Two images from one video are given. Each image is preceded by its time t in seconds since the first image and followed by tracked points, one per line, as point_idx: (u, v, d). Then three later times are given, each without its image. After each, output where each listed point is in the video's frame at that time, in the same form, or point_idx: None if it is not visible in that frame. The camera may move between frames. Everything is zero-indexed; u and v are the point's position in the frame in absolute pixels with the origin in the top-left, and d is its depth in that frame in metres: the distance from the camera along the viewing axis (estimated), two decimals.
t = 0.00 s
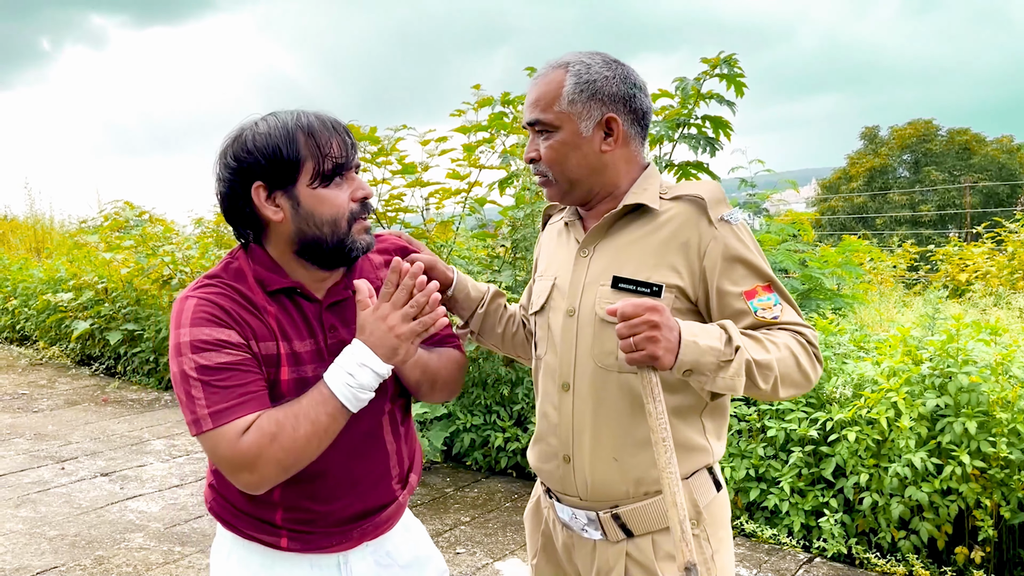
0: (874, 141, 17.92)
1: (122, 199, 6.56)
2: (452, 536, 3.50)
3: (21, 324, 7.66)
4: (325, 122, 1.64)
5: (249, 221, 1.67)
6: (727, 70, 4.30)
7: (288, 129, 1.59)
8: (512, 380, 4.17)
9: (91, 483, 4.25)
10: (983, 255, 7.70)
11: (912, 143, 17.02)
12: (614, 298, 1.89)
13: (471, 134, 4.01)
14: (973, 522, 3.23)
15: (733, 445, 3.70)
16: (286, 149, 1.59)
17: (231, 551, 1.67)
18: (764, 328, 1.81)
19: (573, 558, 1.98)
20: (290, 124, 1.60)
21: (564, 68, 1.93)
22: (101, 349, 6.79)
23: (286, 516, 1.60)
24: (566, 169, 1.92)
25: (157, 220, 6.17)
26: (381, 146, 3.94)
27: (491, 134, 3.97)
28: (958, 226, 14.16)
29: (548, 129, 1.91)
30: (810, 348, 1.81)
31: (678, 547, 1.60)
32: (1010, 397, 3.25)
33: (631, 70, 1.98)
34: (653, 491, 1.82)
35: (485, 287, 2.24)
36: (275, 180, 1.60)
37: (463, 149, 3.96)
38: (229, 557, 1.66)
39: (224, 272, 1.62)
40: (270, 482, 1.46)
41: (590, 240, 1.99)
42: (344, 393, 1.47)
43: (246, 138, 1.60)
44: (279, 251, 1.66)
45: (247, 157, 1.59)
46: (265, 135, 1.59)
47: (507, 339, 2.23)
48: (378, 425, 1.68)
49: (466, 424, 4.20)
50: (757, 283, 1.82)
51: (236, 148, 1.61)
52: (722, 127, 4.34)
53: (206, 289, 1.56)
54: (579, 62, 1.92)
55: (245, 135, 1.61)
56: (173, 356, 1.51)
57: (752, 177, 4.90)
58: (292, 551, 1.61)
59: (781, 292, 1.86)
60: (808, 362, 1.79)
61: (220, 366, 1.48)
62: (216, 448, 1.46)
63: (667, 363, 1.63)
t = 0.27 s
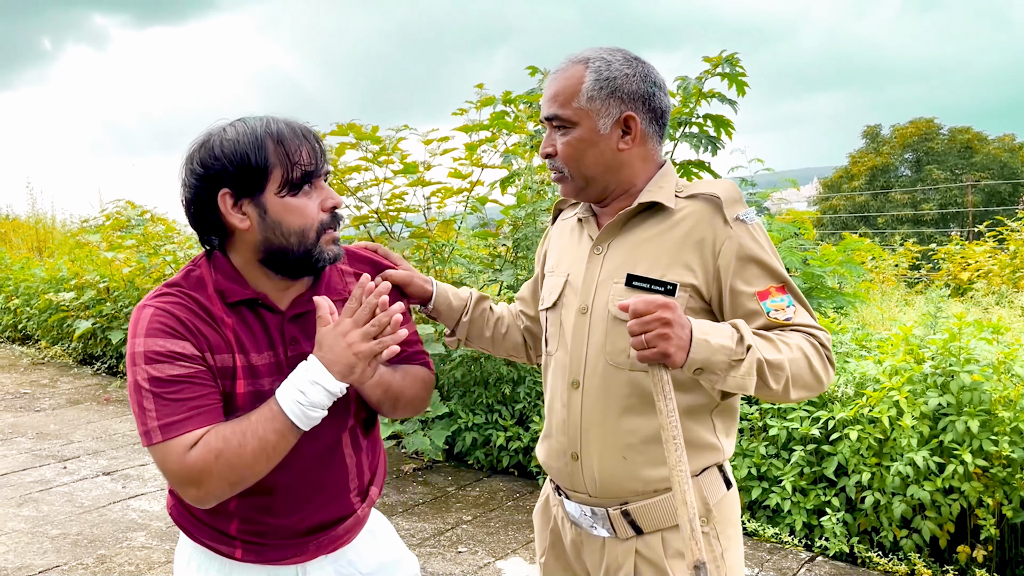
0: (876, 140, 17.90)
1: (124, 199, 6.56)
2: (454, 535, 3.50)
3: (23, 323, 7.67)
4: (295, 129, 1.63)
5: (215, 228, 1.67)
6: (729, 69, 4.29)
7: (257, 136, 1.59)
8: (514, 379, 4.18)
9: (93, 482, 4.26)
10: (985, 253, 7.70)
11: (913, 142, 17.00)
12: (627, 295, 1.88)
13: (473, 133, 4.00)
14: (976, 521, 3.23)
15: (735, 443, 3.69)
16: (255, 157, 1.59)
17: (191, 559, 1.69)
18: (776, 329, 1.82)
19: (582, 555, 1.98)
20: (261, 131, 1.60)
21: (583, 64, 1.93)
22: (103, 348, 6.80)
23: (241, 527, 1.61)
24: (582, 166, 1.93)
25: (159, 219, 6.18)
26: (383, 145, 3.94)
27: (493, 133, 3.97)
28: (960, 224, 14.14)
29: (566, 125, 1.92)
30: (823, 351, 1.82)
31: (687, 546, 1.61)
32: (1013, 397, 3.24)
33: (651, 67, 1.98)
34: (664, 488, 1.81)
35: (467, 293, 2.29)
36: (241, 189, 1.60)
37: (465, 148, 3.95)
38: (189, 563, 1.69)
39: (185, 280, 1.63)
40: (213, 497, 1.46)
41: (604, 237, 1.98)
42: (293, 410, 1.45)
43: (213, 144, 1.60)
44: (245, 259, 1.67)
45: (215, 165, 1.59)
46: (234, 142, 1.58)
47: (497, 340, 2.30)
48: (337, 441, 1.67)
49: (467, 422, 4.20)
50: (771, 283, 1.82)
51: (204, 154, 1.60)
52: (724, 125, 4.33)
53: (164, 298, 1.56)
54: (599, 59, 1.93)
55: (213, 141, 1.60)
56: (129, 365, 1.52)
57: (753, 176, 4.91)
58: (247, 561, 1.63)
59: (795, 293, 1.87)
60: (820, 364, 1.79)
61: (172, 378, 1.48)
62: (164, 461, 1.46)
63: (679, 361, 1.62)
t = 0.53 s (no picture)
0: (878, 138, 17.87)
1: (127, 197, 6.57)
2: (457, 533, 3.50)
3: (26, 322, 7.67)
4: (261, 120, 1.62)
5: (179, 218, 1.66)
6: (732, 67, 4.29)
7: (222, 126, 1.58)
8: (516, 377, 4.18)
9: (96, 480, 4.26)
10: (988, 251, 7.69)
11: (916, 140, 16.98)
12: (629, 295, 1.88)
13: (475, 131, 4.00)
14: (978, 519, 3.23)
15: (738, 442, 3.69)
16: (218, 147, 1.57)
17: (156, 557, 1.70)
18: (778, 327, 1.82)
19: (586, 555, 1.98)
20: (226, 121, 1.58)
21: (580, 65, 1.92)
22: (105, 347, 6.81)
23: (199, 523, 1.63)
24: (578, 167, 1.92)
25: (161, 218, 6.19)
26: (385, 144, 3.94)
27: (495, 131, 3.97)
28: (963, 223, 14.12)
29: (563, 126, 1.91)
30: (824, 348, 1.82)
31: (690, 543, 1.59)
32: (1016, 395, 3.24)
33: (647, 68, 1.97)
34: (668, 487, 1.82)
35: (444, 291, 2.30)
36: (205, 179, 1.59)
37: (467, 146, 3.95)
38: (155, 561, 1.70)
39: (145, 269, 1.63)
40: (156, 489, 1.46)
41: (604, 238, 1.98)
42: (237, 402, 1.45)
43: (178, 134, 1.59)
44: (207, 250, 1.66)
45: (179, 154, 1.58)
46: (198, 131, 1.57)
47: (476, 337, 2.30)
48: (293, 437, 1.66)
49: (469, 421, 4.21)
50: (771, 282, 1.83)
51: (168, 144, 1.59)
52: (727, 124, 4.33)
53: (121, 285, 1.57)
54: (596, 59, 1.92)
55: (177, 130, 1.59)
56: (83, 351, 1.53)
57: (754, 175, 4.91)
58: (207, 557, 1.64)
59: (796, 291, 1.87)
60: (822, 361, 1.80)
61: (121, 364, 1.49)
62: (105, 449, 1.47)
63: (683, 359, 1.62)
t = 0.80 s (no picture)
0: (880, 137, 17.85)
1: (129, 196, 6.58)
2: (459, 532, 3.50)
3: (29, 321, 7.69)
4: (288, 136, 1.60)
5: (206, 228, 1.65)
6: (734, 66, 4.28)
7: (248, 143, 1.56)
8: (518, 376, 4.19)
9: (99, 479, 4.27)
10: (990, 250, 7.68)
11: (917, 138, 16.96)
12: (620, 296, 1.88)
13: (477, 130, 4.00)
14: (981, 518, 3.22)
15: (740, 440, 3.70)
16: (244, 164, 1.55)
17: (191, 547, 1.72)
18: (769, 321, 1.81)
19: (584, 553, 1.98)
20: (253, 138, 1.56)
21: (559, 71, 1.90)
22: (108, 346, 6.82)
23: (232, 518, 1.63)
24: (562, 174, 1.90)
25: (164, 217, 6.20)
26: (387, 143, 3.94)
27: (497, 130, 3.97)
28: (965, 221, 14.10)
29: (544, 134, 1.89)
30: (815, 340, 1.82)
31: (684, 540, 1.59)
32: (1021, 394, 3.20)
33: (627, 72, 1.95)
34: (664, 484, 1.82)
35: (461, 292, 2.28)
36: (230, 195, 1.58)
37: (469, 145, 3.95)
38: (189, 551, 1.72)
39: (173, 277, 1.64)
40: (198, 493, 1.47)
41: (593, 239, 1.97)
42: (272, 410, 1.46)
43: (205, 147, 1.57)
44: (232, 260, 1.65)
45: (205, 169, 1.56)
46: (224, 147, 1.55)
47: (489, 340, 2.30)
48: (326, 435, 1.66)
49: (472, 420, 4.21)
50: (760, 277, 1.82)
51: (195, 157, 1.57)
52: (729, 123, 4.32)
53: (152, 295, 1.58)
54: (575, 66, 1.90)
55: (204, 144, 1.57)
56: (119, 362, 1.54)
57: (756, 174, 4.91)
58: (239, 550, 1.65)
59: (785, 284, 1.86)
60: (813, 353, 1.80)
61: (156, 377, 1.50)
62: (149, 458, 1.49)
63: (674, 358, 1.61)
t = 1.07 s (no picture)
0: (882, 135, 17.81)
1: (132, 195, 6.58)
2: (462, 530, 3.50)
3: (31, 320, 7.69)
4: (306, 121, 1.59)
5: (225, 211, 1.66)
6: (737, 64, 4.27)
7: (267, 127, 1.55)
8: (521, 375, 4.19)
9: (102, 477, 4.27)
10: (993, 249, 7.66)
11: (920, 137, 16.92)
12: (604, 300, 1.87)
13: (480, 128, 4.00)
14: (985, 516, 3.22)
15: (743, 439, 3.69)
16: (262, 148, 1.55)
17: (208, 531, 1.72)
18: (752, 317, 1.80)
19: (580, 549, 1.98)
20: (271, 122, 1.56)
21: (527, 83, 1.89)
22: (111, 344, 6.83)
23: (252, 502, 1.64)
24: (537, 185, 1.90)
25: (166, 215, 6.20)
26: (390, 141, 3.93)
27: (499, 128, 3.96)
28: (967, 220, 14.07)
29: (516, 147, 1.88)
30: (800, 333, 1.81)
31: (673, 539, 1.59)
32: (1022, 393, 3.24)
33: (595, 78, 1.93)
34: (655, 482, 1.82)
35: (477, 277, 2.28)
36: (248, 178, 1.58)
37: (471, 143, 3.95)
38: (204, 537, 1.72)
39: (195, 261, 1.65)
40: (221, 471, 1.48)
41: (576, 242, 1.96)
42: (293, 387, 1.46)
43: (225, 130, 1.57)
44: (249, 244, 1.65)
45: (225, 152, 1.57)
46: (243, 131, 1.55)
47: (499, 326, 2.28)
48: (347, 422, 1.67)
49: (474, 418, 4.20)
50: (741, 274, 1.82)
51: (214, 140, 1.58)
52: (731, 120, 4.31)
53: (174, 279, 1.59)
54: (541, 77, 1.88)
55: (225, 127, 1.57)
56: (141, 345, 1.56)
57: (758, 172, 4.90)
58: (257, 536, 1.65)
59: (767, 280, 1.86)
60: (798, 346, 1.79)
61: (178, 357, 1.51)
62: (173, 436, 1.50)
63: (659, 358, 1.61)
